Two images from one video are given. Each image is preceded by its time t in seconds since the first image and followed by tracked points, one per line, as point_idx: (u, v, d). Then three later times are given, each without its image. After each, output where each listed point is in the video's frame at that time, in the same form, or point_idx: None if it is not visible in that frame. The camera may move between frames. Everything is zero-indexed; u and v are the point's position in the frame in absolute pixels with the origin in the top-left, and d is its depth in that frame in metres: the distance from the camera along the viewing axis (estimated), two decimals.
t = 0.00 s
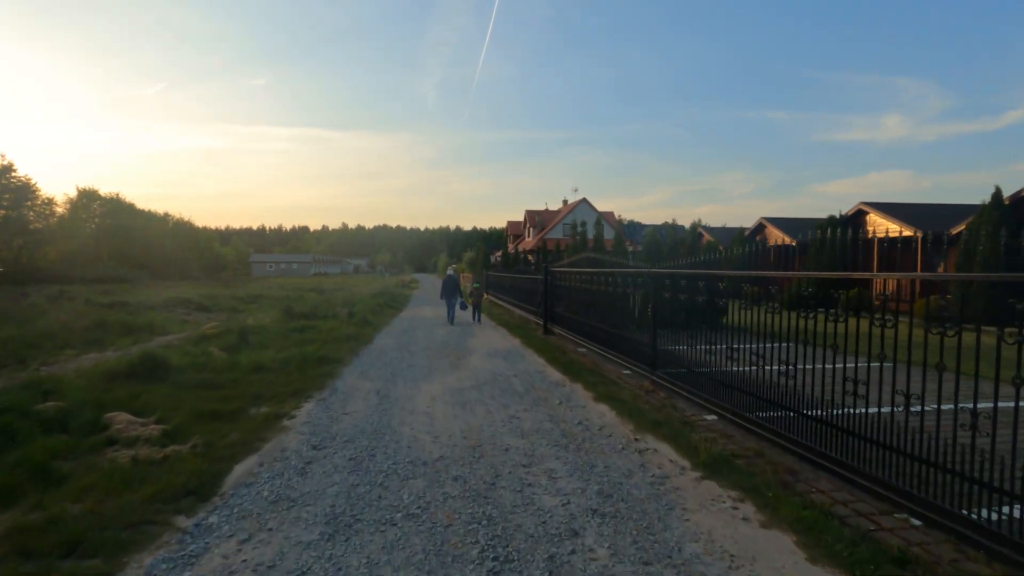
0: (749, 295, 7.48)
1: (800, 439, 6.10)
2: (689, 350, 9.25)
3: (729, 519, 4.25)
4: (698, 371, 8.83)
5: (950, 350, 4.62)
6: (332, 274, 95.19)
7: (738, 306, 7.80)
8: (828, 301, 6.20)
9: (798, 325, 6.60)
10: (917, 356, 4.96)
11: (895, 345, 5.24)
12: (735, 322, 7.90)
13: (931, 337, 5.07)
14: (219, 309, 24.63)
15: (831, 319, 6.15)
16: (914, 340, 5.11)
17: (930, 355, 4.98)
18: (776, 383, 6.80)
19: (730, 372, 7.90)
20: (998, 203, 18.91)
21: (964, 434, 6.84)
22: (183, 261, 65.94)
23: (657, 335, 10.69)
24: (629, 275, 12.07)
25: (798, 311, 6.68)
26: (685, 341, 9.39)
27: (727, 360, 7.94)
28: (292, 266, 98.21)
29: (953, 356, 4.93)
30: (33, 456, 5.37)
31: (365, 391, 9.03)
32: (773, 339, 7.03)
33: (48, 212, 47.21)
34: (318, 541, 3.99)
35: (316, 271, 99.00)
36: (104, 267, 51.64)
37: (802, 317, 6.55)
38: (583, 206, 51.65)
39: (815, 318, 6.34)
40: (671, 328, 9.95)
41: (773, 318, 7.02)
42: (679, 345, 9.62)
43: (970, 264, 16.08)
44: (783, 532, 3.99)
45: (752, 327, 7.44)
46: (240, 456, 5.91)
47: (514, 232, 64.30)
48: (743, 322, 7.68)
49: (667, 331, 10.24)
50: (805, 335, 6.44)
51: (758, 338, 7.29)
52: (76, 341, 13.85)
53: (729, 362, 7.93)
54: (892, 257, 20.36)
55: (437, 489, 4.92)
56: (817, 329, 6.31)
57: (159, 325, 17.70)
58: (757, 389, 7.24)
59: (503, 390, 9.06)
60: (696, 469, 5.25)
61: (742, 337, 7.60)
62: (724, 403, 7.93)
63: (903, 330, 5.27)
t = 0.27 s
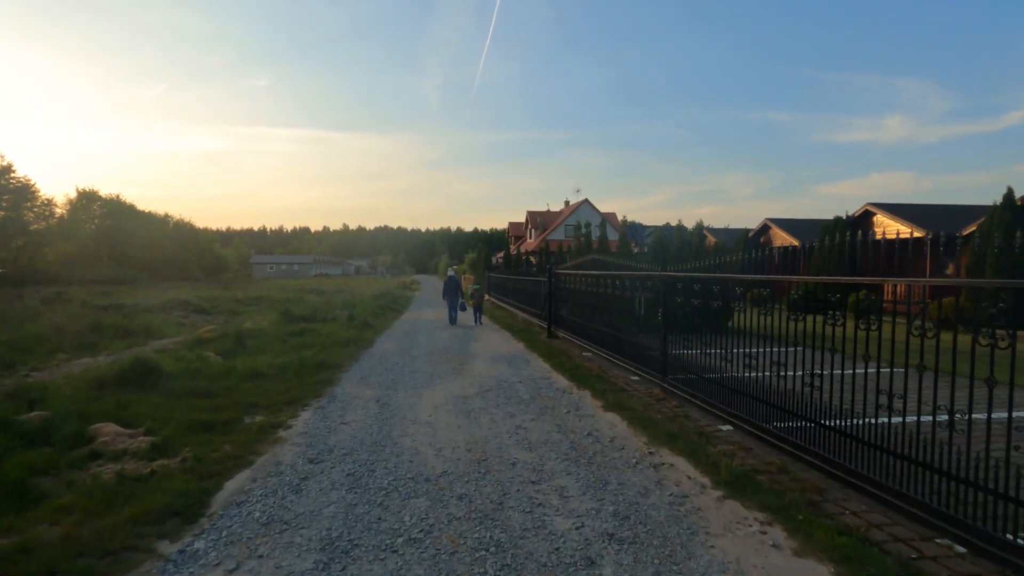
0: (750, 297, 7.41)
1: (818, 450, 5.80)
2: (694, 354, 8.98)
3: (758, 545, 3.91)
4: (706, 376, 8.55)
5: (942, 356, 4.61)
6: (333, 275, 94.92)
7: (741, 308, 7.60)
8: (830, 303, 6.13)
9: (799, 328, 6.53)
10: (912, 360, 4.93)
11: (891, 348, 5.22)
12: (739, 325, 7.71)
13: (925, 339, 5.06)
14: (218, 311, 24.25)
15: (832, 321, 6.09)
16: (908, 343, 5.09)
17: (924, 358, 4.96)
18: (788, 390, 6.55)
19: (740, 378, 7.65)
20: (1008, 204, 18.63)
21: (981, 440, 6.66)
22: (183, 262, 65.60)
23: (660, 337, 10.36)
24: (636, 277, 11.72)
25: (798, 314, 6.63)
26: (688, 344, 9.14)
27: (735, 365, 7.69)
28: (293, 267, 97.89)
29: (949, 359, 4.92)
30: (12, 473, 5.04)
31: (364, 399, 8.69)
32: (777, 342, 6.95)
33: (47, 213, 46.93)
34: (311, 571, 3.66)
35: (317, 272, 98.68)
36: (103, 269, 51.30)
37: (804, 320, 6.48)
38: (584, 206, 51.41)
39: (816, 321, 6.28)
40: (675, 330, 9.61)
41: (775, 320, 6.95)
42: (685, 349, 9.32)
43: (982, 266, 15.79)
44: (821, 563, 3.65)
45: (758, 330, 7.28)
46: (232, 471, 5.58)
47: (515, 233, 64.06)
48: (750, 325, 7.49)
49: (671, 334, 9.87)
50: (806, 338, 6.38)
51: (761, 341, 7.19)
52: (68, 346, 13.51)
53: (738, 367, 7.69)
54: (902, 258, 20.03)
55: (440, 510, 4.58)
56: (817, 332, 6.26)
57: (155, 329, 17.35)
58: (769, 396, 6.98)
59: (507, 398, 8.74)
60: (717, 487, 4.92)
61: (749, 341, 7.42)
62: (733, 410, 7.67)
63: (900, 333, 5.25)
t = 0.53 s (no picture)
0: (756, 300, 7.45)
1: (840, 460, 5.49)
2: (703, 358, 8.73)
3: (796, 572, 3.54)
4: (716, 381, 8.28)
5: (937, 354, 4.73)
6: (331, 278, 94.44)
7: (751, 310, 7.52)
8: (840, 306, 6.20)
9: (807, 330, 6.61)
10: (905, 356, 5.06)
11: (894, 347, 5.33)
12: (748, 328, 7.62)
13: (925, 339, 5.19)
14: (213, 315, 23.82)
15: (841, 324, 6.16)
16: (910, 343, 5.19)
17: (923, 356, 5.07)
18: (803, 395, 6.32)
19: (754, 383, 7.42)
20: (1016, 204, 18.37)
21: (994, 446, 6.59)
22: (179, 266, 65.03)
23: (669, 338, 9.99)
24: (644, 278, 11.29)
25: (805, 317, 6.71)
26: (696, 348, 8.91)
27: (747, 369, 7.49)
28: (291, 270, 97.38)
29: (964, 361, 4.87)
30: None
31: (361, 406, 8.31)
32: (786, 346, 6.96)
33: (42, 216, 46.47)
34: None
35: (315, 275, 98.14)
36: (98, 272, 50.78)
37: (812, 323, 6.55)
38: (583, 209, 51.17)
39: (824, 323, 6.33)
40: (684, 333, 9.27)
41: (783, 323, 7.01)
42: (694, 353, 9.01)
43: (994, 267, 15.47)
44: None
45: (770, 333, 7.21)
46: (218, 486, 5.18)
47: (513, 236, 63.73)
48: (761, 328, 7.40)
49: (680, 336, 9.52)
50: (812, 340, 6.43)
51: (769, 344, 7.18)
52: (56, 350, 13.08)
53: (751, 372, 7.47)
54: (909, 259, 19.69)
55: (444, 531, 4.19)
56: (824, 334, 6.34)
57: (148, 333, 16.92)
58: (784, 401, 6.73)
59: (511, 404, 8.37)
60: (744, 504, 4.54)
61: (760, 344, 7.31)
62: (745, 416, 7.42)
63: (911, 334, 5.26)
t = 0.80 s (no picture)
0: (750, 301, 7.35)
1: (862, 473, 5.15)
2: (709, 362, 8.39)
3: None
4: (723, 387, 7.93)
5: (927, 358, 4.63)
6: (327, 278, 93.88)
7: (747, 312, 7.40)
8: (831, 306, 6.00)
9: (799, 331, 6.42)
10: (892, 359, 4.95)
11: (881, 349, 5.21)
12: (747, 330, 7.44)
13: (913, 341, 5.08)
14: (205, 316, 23.36)
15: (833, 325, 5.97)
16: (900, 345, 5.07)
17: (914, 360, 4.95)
18: (814, 402, 6.04)
19: (762, 388, 7.09)
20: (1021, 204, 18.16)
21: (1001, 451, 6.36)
22: (173, 266, 64.44)
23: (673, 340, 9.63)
24: (647, 278, 10.86)
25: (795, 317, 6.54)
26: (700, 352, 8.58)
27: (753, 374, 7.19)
28: (286, 270, 96.76)
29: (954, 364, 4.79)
30: None
31: (354, 414, 7.91)
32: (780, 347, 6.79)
33: (33, 215, 45.82)
34: None
35: (310, 275, 97.61)
36: (91, 272, 50.16)
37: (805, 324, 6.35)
38: (581, 208, 50.91)
39: (817, 324, 6.14)
40: (689, 334, 8.88)
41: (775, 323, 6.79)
42: (699, 356, 8.67)
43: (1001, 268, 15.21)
44: None
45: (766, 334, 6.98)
46: (198, 505, 4.79)
47: (510, 236, 63.39)
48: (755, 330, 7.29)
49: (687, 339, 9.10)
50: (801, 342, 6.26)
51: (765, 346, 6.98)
52: (40, 354, 12.64)
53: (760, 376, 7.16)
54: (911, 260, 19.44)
55: (442, 559, 3.82)
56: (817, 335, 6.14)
57: (137, 335, 16.47)
58: (795, 409, 6.40)
59: (512, 412, 7.99)
60: (769, 527, 4.18)
61: (758, 347, 7.12)
62: (755, 423, 7.05)
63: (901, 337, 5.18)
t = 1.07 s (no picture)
0: (758, 300, 7.27)
1: (895, 485, 4.78)
2: (720, 364, 8.06)
3: None
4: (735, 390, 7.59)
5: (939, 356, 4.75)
6: (323, 279, 93.28)
7: (755, 312, 7.31)
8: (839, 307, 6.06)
9: (807, 332, 6.46)
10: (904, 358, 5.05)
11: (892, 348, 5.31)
12: (756, 331, 7.31)
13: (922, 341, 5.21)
14: (199, 316, 22.89)
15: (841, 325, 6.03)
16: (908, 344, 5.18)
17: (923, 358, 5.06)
18: (834, 406, 5.74)
19: (778, 390, 6.77)
20: None
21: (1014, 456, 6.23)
22: (168, 266, 63.83)
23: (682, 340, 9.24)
24: (653, 277, 10.43)
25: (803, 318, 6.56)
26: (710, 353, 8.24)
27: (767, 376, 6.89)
28: (283, 271, 96.15)
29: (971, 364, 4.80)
30: None
31: (349, 420, 7.52)
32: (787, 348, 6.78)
33: (26, 215, 45.25)
34: None
35: (307, 275, 97.01)
36: (85, 272, 49.56)
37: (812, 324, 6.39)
38: (580, 208, 50.54)
39: (827, 324, 6.16)
40: (699, 335, 8.51)
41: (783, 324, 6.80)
42: (710, 358, 8.31)
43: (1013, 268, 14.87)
44: None
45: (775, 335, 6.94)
46: (174, 524, 4.38)
47: (509, 236, 62.98)
48: (763, 330, 7.20)
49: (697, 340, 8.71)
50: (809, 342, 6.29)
51: (772, 347, 6.96)
52: (23, 356, 12.19)
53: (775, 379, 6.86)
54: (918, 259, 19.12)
55: None
56: (825, 335, 6.19)
57: (126, 336, 16.02)
58: (813, 413, 6.11)
59: (514, 418, 7.60)
60: (802, 550, 3.79)
61: (766, 347, 7.03)
62: (770, 428, 6.71)
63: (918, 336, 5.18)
